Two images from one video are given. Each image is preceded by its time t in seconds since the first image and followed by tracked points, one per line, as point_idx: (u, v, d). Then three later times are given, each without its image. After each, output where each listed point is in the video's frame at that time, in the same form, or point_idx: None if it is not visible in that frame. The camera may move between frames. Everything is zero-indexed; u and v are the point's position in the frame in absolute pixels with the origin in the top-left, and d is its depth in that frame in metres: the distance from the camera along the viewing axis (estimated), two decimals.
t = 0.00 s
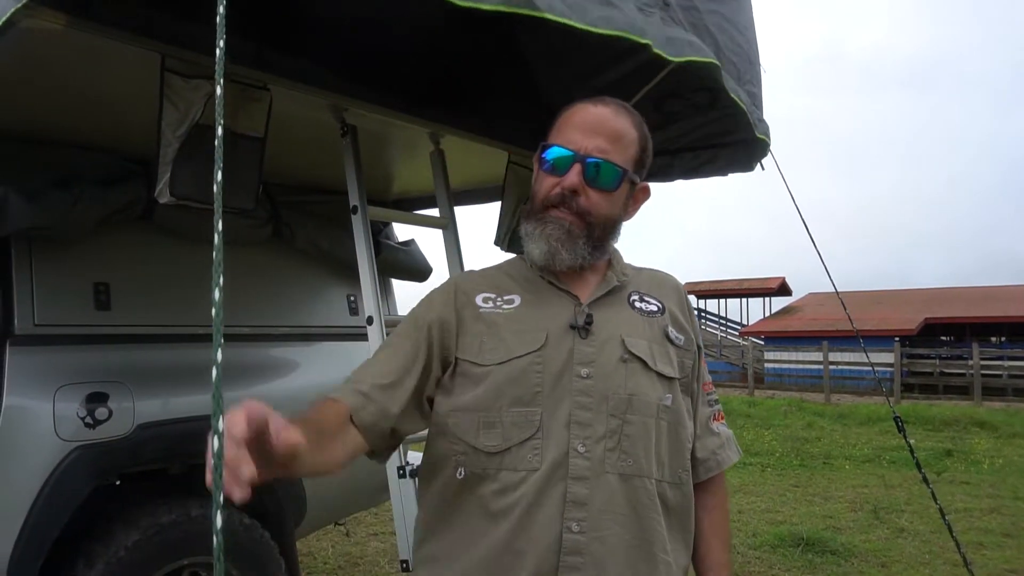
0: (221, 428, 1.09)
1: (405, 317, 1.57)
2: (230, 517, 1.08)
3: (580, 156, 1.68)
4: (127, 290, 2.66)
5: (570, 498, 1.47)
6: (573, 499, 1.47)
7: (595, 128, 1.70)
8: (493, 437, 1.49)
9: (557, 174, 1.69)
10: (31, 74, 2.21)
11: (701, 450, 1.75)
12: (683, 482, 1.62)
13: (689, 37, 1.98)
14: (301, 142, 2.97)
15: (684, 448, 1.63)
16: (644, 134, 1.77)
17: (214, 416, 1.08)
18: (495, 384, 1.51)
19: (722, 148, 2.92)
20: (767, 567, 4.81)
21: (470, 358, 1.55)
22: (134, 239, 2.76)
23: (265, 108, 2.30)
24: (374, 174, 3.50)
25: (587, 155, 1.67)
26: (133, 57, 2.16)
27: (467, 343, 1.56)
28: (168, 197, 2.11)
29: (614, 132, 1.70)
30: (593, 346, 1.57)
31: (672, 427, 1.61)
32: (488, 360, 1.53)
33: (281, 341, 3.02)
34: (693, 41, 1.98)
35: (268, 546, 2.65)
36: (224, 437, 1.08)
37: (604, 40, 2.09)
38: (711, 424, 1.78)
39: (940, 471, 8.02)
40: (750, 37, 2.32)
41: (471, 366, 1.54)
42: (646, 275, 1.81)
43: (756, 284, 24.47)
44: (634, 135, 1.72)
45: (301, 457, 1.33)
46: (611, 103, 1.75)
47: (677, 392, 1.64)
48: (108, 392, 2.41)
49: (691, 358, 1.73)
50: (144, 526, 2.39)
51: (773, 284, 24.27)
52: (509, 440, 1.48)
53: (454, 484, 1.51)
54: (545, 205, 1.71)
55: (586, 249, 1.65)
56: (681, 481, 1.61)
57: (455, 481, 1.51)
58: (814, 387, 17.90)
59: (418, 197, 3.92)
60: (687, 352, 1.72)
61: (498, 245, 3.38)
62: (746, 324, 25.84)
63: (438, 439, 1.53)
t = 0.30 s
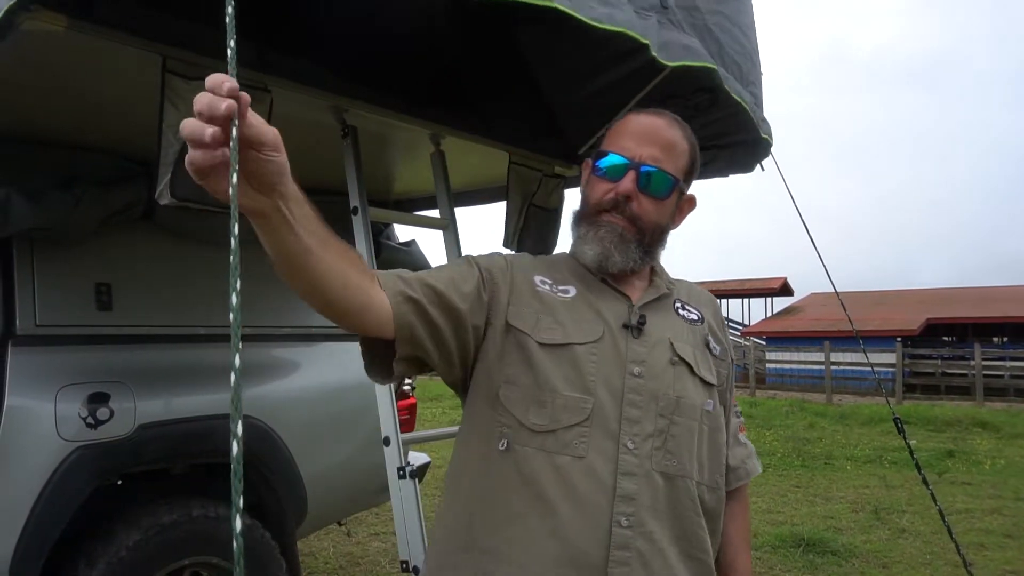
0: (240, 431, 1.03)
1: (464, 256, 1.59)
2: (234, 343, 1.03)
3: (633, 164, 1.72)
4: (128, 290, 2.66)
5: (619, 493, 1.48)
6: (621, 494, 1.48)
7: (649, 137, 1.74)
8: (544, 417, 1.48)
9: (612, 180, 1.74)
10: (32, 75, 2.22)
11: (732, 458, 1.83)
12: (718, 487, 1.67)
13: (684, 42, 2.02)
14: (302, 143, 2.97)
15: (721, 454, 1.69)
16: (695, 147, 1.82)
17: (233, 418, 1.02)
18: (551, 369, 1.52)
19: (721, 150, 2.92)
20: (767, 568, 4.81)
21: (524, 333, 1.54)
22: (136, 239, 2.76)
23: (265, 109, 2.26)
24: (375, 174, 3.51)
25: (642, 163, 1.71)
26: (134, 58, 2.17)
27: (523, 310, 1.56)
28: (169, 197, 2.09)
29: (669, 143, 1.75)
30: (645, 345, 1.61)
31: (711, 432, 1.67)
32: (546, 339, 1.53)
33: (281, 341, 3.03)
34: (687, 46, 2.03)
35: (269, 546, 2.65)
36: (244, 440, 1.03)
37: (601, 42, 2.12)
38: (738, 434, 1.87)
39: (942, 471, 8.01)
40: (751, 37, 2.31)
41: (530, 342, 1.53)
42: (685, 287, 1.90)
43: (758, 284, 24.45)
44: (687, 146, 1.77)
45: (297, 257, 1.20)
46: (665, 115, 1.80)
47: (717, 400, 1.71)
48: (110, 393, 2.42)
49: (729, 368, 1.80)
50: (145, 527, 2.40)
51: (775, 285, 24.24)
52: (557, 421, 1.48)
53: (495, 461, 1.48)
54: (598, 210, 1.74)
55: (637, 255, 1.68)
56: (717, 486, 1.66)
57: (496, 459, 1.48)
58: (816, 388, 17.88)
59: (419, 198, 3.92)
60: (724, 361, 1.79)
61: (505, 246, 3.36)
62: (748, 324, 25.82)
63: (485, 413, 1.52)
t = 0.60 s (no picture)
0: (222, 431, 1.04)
1: (496, 260, 1.57)
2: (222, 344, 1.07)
3: (672, 172, 1.69)
4: (129, 291, 2.67)
5: (654, 498, 1.46)
6: (656, 500, 1.46)
7: (687, 144, 1.71)
8: (579, 422, 1.46)
9: (649, 188, 1.71)
10: (33, 77, 2.22)
11: (758, 464, 1.85)
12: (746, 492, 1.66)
13: (678, 46, 2.03)
14: (303, 144, 2.97)
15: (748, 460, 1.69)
16: (731, 154, 1.80)
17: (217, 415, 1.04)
18: (587, 374, 1.50)
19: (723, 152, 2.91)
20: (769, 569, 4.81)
21: (560, 339, 1.52)
22: (136, 240, 2.77)
23: (264, 111, 2.25)
24: (376, 175, 3.51)
25: (681, 171, 1.69)
26: (135, 60, 2.17)
27: (558, 314, 1.54)
28: (168, 198, 2.07)
29: (707, 150, 1.73)
30: (680, 352, 1.59)
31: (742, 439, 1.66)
32: (582, 345, 1.51)
33: (282, 342, 3.03)
34: (682, 50, 2.03)
35: (270, 547, 2.66)
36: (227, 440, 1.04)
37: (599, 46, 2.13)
38: (761, 441, 1.89)
39: (943, 471, 8.00)
40: (748, 39, 2.31)
41: (566, 347, 1.51)
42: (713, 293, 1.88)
43: (760, 285, 24.43)
44: (724, 154, 1.75)
45: (315, 262, 1.20)
46: (703, 120, 1.77)
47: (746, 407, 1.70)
48: (110, 393, 2.42)
49: (756, 376, 1.79)
50: (146, 527, 2.40)
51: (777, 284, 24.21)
52: (594, 427, 1.46)
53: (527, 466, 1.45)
54: (636, 218, 1.71)
55: (673, 266, 1.66)
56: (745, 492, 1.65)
57: (529, 463, 1.45)
58: (818, 388, 17.85)
59: (420, 198, 3.93)
60: (751, 369, 1.78)
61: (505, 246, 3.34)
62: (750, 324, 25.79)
63: (517, 417, 1.50)
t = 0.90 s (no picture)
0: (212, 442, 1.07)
1: (499, 261, 1.60)
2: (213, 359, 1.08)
3: (666, 173, 1.69)
4: (129, 291, 2.70)
5: (643, 502, 1.47)
6: (645, 503, 1.47)
7: (681, 144, 1.71)
8: (574, 425, 1.48)
9: (645, 191, 1.71)
10: (34, 81, 2.25)
11: (773, 465, 1.86)
12: (744, 497, 1.64)
13: (669, 49, 2.04)
14: (301, 145, 2.99)
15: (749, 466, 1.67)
16: (730, 150, 1.78)
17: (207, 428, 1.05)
18: (581, 377, 1.51)
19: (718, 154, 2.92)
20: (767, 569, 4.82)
21: (559, 342, 1.54)
22: (136, 241, 2.79)
23: (258, 115, 2.27)
24: (375, 176, 3.53)
25: (674, 172, 1.69)
26: (133, 64, 2.19)
27: (556, 317, 1.56)
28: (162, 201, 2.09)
29: (703, 149, 1.72)
30: (677, 357, 1.58)
31: (741, 443, 1.65)
32: (577, 349, 1.52)
33: (281, 342, 3.05)
34: (673, 53, 2.05)
35: (269, 545, 2.68)
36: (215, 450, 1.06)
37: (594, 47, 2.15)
38: (778, 441, 1.88)
39: (944, 471, 8.01)
40: (735, 46, 2.33)
41: (562, 349, 1.53)
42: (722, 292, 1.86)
43: (762, 284, 24.42)
44: (721, 151, 1.74)
45: (312, 269, 1.23)
46: (699, 118, 1.76)
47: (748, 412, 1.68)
48: (109, 393, 2.45)
49: (762, 380, 1.77)
50: (145, 526, 2.43)
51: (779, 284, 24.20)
52: (586, 430, 1.47)
53: (522, 466, 1.47)
54: (632, 222, 1.72)
55: (670, 267, 1.65)
56: (743, 496, 1.64)
57: (523, 463, 1.48)
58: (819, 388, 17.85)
59: (419, 199, 3.95)
60: (758, 372, 1.76)
61: (494, 245, 3.42)
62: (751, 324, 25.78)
63: (513, 418, 1.52)
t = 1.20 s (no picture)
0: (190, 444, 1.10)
1: (467, 276, 1.62)
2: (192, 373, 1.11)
3: (634, 177, 1.67)
4: (131, 292, 2.73)
5: (614, 512, 1.48)
6: (616, 513, 1.48)
7: (650, 147, 1.68)
8: (540, 436, 1.49)
9: (614, 196, 1.69)
10: (37, 85, 2.28)
11: (764, 468, 1.85)
12: (725, 501, 1.64)
13: (657, 56, 2.09)
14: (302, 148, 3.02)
15: (730, 469, 1.67)
16: (701, 146, 1.75)
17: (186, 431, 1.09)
18: (548, 388, 1.53)
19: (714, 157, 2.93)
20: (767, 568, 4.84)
21: (523, 353, 1.56)
22: (139, 242, 2.82)
23: (261, 118, 2.30)
24: (375, 178, 3.56)
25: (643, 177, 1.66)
26: (135, 68, 2.22)
27: (523, 328, 1.58)
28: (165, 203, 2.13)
29: (672, 149, 1.69)
30: (646, 363, 1.58)
31: (719, 447, 1.64)
32: (543, 359, 1.54)
33: (281, 342, 3.08)
34: (661, 59, 2.09)
35: (269, 544, 2.71)
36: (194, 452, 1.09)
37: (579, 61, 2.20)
38: (769, 441, 1.88)
39: (945, 472, 8.01)
40: (734, 47, 2.34)
41: (529, 361, 1.55)
42: (702, 291, 1.84)
43: (765, 285, 24.40)
44: (691, 150, 1.71)
45: (283, 294, 1.27)
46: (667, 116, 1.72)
47: (727, 415, 1.67)
48: (113, 392, 2.47)
49: (742, 381, 1.75)
50: (147, 524, 2.45)
51: (782, 285, 24.19)
52: (555, 441, 1.49)
53: (494, 478, 1.50)
54: (602, 228, 1.70)
55: (643, 274, 1.65)
56: (724, 501, 1.63)
57: (495, 476, 1.51)
58: (822, 388, 17.84)
59: (420, 200, 3.97)
60: (739, 373, 1.75)
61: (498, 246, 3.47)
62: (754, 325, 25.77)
63: (485, 432, 1.55)
